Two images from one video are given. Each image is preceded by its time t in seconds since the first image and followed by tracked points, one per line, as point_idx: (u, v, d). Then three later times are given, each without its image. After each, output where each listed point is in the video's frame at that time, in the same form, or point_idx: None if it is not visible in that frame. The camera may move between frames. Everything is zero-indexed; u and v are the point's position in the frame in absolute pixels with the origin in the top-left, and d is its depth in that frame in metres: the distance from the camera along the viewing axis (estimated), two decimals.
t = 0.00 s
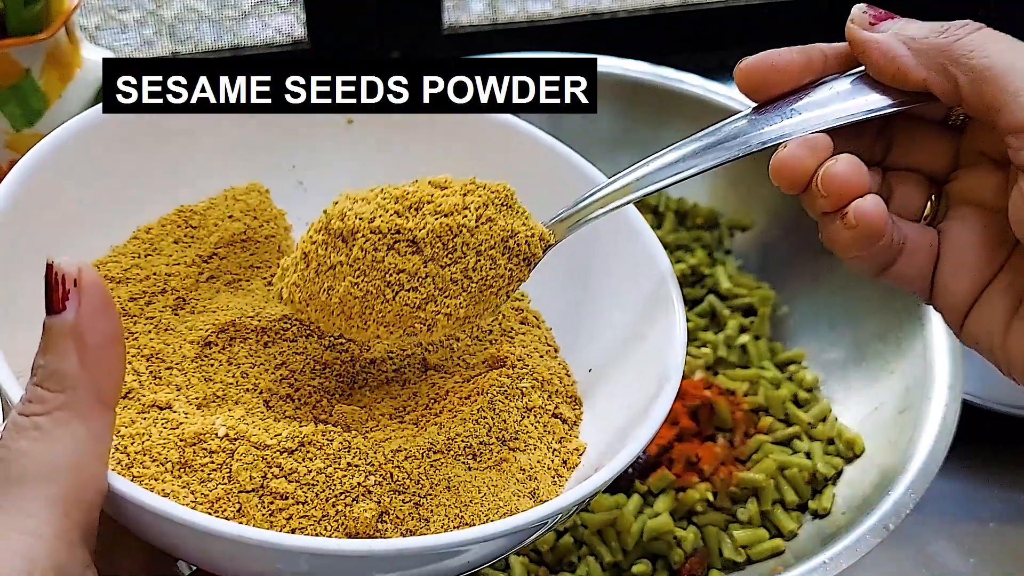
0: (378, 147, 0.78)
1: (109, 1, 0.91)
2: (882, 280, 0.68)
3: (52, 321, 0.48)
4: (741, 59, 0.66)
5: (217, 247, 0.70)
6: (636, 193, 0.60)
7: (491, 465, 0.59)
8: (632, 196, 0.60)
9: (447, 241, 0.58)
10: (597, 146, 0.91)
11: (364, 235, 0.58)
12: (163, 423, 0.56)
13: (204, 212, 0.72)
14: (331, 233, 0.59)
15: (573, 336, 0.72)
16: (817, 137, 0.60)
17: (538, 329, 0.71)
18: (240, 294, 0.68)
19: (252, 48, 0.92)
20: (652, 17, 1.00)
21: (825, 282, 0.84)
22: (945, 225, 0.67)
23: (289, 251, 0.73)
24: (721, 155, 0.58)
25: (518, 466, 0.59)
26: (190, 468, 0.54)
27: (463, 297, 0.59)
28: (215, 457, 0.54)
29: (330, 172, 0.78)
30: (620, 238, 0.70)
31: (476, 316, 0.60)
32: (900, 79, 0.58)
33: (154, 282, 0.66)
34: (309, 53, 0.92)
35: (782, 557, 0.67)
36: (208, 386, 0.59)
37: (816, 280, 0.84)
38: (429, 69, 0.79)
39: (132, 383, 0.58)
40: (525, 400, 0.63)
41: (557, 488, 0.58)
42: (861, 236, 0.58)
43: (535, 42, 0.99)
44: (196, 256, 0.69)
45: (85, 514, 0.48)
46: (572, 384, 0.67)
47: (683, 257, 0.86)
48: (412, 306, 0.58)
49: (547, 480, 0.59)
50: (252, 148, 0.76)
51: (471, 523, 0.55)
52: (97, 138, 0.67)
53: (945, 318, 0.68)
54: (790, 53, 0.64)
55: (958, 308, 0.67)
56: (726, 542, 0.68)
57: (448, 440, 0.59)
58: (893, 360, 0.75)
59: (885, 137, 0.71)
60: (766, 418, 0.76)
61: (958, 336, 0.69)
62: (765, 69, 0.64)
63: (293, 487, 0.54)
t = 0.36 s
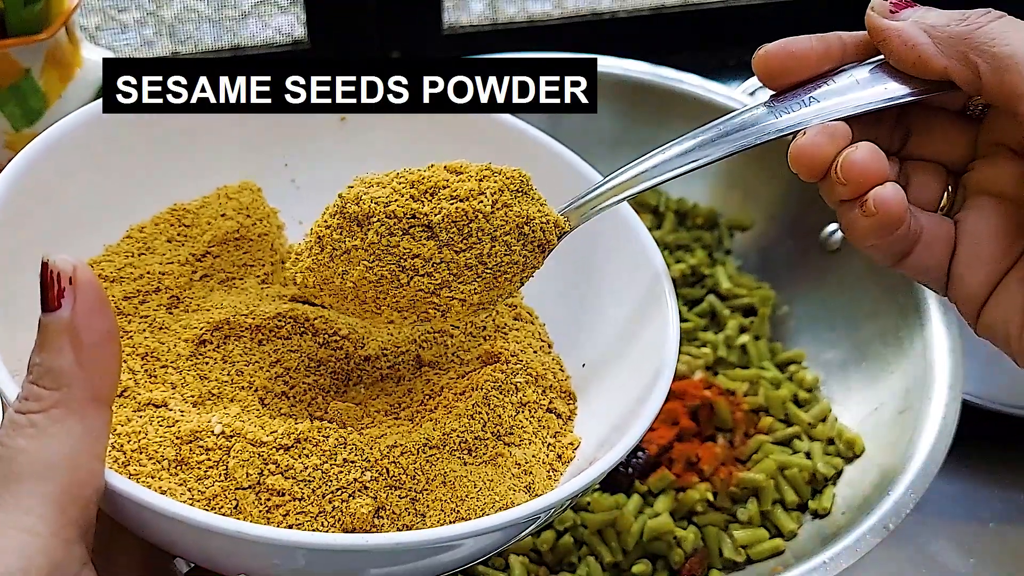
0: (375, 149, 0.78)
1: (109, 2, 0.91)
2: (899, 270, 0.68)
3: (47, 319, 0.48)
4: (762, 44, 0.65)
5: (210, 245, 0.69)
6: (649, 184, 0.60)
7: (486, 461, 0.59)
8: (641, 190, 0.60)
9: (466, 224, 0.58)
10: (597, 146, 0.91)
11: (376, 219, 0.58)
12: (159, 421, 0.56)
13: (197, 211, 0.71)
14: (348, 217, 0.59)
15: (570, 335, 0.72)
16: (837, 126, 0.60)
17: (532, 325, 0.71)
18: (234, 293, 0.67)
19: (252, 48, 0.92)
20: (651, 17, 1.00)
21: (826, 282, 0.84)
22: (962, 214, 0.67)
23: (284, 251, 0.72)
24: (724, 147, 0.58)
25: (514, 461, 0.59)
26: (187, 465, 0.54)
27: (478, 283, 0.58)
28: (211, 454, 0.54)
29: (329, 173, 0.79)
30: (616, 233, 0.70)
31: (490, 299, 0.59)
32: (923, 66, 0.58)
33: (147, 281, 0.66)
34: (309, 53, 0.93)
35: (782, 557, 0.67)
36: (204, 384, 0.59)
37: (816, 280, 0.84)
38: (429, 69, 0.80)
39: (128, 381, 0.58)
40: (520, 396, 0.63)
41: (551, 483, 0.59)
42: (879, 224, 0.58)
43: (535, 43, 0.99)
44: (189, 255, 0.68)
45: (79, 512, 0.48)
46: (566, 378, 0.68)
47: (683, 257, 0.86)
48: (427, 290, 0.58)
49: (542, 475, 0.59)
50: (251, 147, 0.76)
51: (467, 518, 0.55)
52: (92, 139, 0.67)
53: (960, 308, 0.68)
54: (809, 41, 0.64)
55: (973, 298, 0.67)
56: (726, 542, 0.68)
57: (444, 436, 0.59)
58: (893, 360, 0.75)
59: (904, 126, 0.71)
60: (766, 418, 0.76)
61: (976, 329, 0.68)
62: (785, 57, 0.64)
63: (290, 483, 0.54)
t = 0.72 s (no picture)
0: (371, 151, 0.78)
1: (108, 1, 0.91)
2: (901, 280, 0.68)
3: (28, 337, 0.50)
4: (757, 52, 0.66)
5: (205, 252, 0.69)
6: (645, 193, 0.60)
7: (484, 470, 0.59)
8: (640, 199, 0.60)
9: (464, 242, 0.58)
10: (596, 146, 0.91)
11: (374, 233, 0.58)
12: (150, 434, 0.56)
13: (192, 218, 0.71)
14: (343, 232, 0.59)
15: (573, 338, 0.71)
16: (834, 131, 0.60)
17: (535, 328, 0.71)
18: (229, 300, 0.67)
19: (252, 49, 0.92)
20: (652, 17, 1.00)
21: (825, 282, 0.84)
22: (963, 221, 0.67)
23: (278, 255, 0.73)
24: (721, 156, 0.58)
25: (512, 470, 0.59)
26: (177, 480, 0.54)
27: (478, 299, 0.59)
28: (201, 467, 0.55)
29: (328, 175, 0.79)
30: (618, 236, 0.70)
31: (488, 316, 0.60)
32: (923, 74, 0.58)
33: (140, 289, 0.66)
34: (308, 53, 0.93)
35: (782, 557, 0.67)
36: (197, 395, 0.60)
37: (816, 280, 0.85)
38: (430, 69, 0.80)
39: (118, 395, 0.58)
40: (518, 402, 0.63)
41: (551, 491, 0.58)
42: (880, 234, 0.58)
43: (535, 42, 0.99)
44: (183, 263, 0.68)
45: (60, 529, 0.49)
46: (567, 384, 0.67)
47: (683, 257, 0.86)
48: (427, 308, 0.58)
49: (541, 483, 0.58)
50: (251, 148, 0.76)
51: (463, 529, 0.55)
52: (92, 144, 0.68)
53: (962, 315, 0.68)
54: (806, 47, 0.64)
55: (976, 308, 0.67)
56: (726, 542, 0.68)
57: (441, 445, 0.59)
58: (893, 360, 0.75)
59: (904, 131, 0.71)
60: (766, 418, 0.76)
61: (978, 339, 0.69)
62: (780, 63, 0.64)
63: (282, 497, 0.54)
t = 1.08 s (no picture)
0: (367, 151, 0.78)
1: (109, 1, 0.91)
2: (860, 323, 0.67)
3: (9, 344, 0.54)
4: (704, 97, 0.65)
5: (196, 254, 0.70)
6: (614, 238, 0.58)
7: (482, 476, 0.60)
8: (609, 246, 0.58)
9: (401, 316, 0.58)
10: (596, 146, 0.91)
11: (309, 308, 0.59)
12: (138, 442, 0.57)
13: (182, 218, 0.71)
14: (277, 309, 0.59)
15: (571, 340, 0.72)
16: (783, 178, 0.59)
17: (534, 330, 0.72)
18: (221, 304, 0.69)
19: (253, 49, 0.92)
20: (652, 17, 1.00)
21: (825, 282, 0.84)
22: (919, 263, 0.66)
23: (272, 255, 0.73)
24: (689, 200, 0.56)
25: (511, 476, 0.60)
26: (166, 489, 0.55)
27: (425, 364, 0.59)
28: (192, 476, 0.56)
29: (326, 174, 0.78)
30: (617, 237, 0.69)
31: (439, 375, 0.60)
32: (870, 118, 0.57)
33: (131, 293, 0.67)
34: (309, 53, 0.93)
35: (782, 557, 0.67)
36: (188, 402, 0.61)
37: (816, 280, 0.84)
38: (429, 69, 0.80)
39: (106, 401, 0.60)
40: (518, 406, 0.64)
41: (552, 498, 0.59)
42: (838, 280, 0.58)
43: (535, 42, 0.99)
44: (175, 264, 0.69)
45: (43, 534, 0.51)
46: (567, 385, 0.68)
47: (683, 258, 0.86)
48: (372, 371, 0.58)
49: (541, 490, 0.59)
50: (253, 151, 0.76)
51: (462, 539, 0.55)
52: (89, 140, 0.68)
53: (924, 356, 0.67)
54: (752, 91, 0.63)
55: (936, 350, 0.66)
56: (726, 542, 0.68)
57: (437, 455, 0.61)
58: (892, 360, 0.75)
59: (856, 171, 0.69)
60: (766, 418, 0.76)
61: (941, 379, 0.67)
62: (729, 108, 0.63)
63: (274, 506, 0.55)
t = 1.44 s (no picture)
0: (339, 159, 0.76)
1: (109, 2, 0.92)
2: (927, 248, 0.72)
3: None
4: (781, 17, 0.67)
5: (162, 277, 0.70)
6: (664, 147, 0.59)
7: (442, 491, 0.60)
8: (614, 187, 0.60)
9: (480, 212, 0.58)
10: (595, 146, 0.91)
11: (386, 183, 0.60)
12: (99, 470, 0.57)
13: (147, 245, 0.71)
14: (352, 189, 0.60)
15: (535, 346, 0.71)
16: (863, 95, 0.61)
17: (498, 343, 0.71)
18: (187, 327, 0.68)
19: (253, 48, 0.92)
20: (652, 17, 1.01)
21: (826, 282, 0.84)
22: (989, 193, 0.71)
23: (239, 279, 0.73)
24: (760, 116, 0.59)
25: (471, 490, 0.60)
26: (126, 515, 0.55)
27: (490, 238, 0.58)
28: (151, 501, 0.56)
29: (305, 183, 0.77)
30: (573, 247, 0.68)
31: (499, 280, 0.58)
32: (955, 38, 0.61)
33: (95, 321, 0.66)
34: (309, 53, 0.93)
35: (782, 557, 0.68)
36: (150, 427, 0.61)
37: (816, 279, 0.85)
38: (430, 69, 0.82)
39: (67, 430, 0.59)
40: (479, 420, 0.64)
41: (512, 510, 0.58)
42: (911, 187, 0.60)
43: (535, 43, 0.99)
44: (139, 291, 0.69)
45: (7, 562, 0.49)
46: (530, 398, 0.67)
47: (683, 257, 0.86)
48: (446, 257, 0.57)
49: (502, 503, 0.59)
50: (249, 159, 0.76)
51: (421, 554, 0.55)
52: (91, 149, 0.69)
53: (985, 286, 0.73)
54: (827, 14, 0.66)
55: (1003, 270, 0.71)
56: (726, 542, 0.68)
57: (398, 467, 0.60)
58: (893, 359, 0.75)
59: (927, 104, 0.73)
60: (766, 418, 0.76)
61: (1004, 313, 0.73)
62: (803, 27, 0.66)
63: (233, 529, 0.55)
